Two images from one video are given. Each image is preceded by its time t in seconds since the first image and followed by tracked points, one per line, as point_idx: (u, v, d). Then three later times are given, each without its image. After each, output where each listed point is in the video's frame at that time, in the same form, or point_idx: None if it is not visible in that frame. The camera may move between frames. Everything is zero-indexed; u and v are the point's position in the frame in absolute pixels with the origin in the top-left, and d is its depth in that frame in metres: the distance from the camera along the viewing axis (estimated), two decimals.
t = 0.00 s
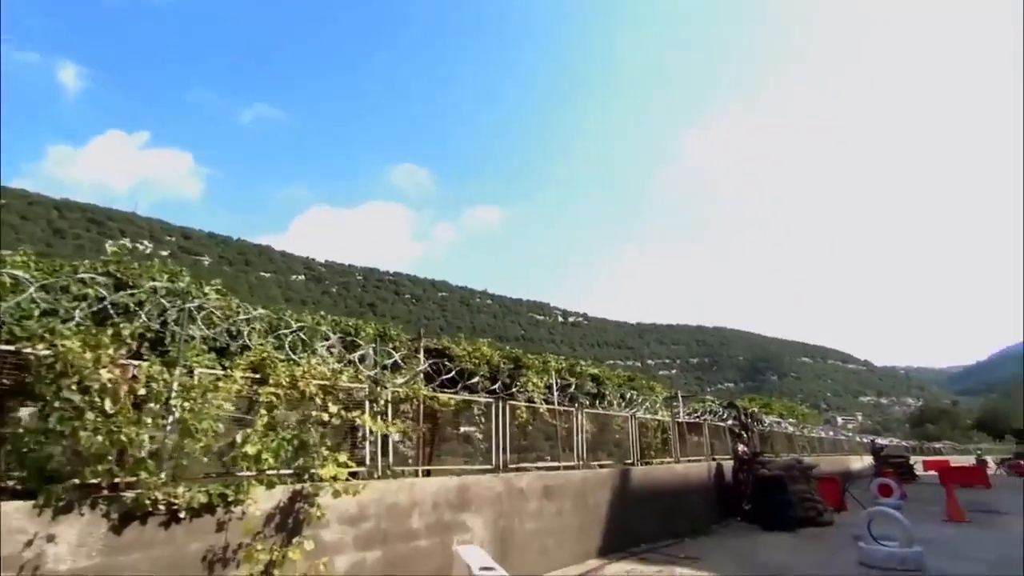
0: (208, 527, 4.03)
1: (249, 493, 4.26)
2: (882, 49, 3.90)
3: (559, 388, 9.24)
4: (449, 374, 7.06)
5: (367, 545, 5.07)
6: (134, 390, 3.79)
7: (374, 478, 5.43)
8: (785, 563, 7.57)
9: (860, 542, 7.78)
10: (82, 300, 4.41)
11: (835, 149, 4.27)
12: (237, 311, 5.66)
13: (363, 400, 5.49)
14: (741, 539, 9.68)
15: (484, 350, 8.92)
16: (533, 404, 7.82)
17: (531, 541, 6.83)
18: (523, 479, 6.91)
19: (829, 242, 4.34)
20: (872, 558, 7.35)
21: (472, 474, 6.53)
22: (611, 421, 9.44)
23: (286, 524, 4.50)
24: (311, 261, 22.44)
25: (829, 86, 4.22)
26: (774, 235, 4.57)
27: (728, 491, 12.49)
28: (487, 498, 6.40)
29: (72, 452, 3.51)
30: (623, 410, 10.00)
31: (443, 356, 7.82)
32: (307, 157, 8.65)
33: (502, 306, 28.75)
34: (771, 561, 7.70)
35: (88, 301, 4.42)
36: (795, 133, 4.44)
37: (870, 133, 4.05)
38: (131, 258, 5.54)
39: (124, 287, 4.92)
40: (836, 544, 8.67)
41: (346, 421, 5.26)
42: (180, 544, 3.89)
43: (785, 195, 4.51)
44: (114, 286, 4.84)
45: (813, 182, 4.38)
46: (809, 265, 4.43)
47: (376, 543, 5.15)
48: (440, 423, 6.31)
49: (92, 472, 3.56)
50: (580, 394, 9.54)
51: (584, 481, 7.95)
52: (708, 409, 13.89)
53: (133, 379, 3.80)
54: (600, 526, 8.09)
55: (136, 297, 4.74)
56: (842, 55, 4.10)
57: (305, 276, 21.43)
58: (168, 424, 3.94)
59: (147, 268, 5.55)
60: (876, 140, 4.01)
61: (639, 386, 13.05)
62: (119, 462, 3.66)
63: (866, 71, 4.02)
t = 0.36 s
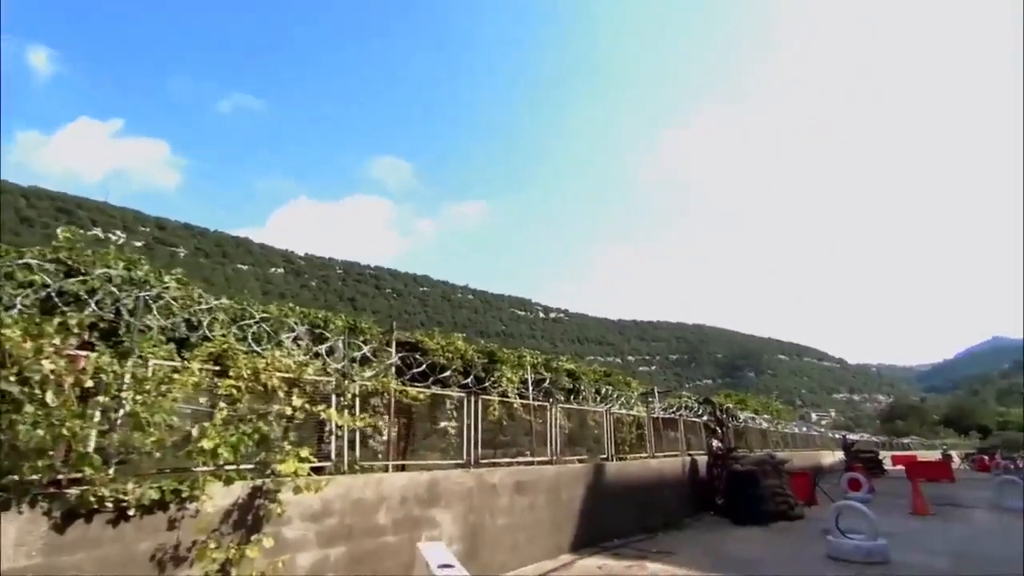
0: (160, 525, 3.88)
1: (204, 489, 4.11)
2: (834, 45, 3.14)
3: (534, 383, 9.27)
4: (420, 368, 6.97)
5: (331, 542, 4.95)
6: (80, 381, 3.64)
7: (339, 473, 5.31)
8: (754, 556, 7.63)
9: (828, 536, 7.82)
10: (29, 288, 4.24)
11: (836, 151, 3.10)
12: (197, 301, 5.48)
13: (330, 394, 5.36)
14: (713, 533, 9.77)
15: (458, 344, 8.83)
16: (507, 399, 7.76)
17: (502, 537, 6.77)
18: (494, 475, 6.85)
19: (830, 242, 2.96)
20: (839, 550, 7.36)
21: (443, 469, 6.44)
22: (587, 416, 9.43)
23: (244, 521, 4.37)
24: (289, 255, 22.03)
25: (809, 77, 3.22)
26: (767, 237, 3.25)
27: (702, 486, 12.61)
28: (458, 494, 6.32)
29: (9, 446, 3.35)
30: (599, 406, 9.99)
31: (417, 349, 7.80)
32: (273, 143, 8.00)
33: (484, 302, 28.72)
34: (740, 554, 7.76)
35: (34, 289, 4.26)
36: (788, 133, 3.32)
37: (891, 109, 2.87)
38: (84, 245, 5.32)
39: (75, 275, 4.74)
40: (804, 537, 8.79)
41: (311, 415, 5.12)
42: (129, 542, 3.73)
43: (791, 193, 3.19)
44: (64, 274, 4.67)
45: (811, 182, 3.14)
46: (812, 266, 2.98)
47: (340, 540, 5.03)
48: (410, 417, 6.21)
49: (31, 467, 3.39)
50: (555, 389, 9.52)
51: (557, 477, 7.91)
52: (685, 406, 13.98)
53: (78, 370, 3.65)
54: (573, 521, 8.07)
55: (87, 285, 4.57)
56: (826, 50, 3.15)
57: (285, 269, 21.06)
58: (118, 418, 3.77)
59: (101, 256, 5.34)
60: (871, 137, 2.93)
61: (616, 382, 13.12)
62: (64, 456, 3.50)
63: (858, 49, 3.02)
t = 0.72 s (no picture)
0: (102, 525, 3.68)
1: (151, 488, 3.93)
2: (836, 44, 3.97)
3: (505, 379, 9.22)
4: (387, 363, 6.83)
5: (290, 541, 4.80)
6: (18, 376, 3.40)
7: (299, 471, 5.14)
8: (722, 552, 7.69)
9: (794, 531, 7.94)
10: None
11: (835, 149, 4.22)
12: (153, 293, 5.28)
13: (292, 388, 5.19)
14: (684, 529, 9.83)
15: (429, 339, 8.70)
16: (478, 395, 7.67)
17: (470, 534, 6.68)
18: (463, 472, 6.76)
19: (830, 243, 4.23)
20: (803, 545, 7.41)
21: (409, 466, 6.33)
22: (559, 413, 9.39)
23: (195, 521, 4.20)
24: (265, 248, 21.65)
25: (806, 78, 4.23)
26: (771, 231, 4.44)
27: (673, 483, 12.66)
28: (424, 490, 6.21)
29: None
30: (572, 403, 9.96)
31: (386, 344, 7.69)
32: (272, 136, 8.19)
33: (462, 298, 28.55)
34: (708, 551, 7.81)
35: None
36: (786, 132, 4.42)
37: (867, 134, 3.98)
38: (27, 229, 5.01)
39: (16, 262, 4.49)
40: (772, 533, 8.90)
41: (271, 410, 4.95)
42: (68, 543, 3.53)
43: (790, 196, 4.39)
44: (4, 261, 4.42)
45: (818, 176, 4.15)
46: (810, 265, 4.29)
47: (299, 538, 4.88)
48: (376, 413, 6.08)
49: None
50: (527, 385, 9.47)
51: (527, 474, 7.85)
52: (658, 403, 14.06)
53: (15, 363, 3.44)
54: (542, 519, 8.01)
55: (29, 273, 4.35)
56: (825, 53, 4.05)
57: (260, 263, 20.55)
58: (58, 415, 3.58)
59: (46, 242, 5.05)
60: (871, 140, 3.95)
61: (589, 379, 13.13)
62: None
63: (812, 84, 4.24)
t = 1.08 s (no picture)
0: (42, 525, 3.48)
1: (97, 486, 3.73)
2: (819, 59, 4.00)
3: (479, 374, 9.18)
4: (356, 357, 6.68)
5: (248, 539, 4.63)
6: None
7: (258, 468, 4.99)
8: (692, 547, 7.72)
9: (764, 526, 8.00)
10: None
11: (835, 148, 4.04)
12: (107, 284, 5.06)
13: (253, 382, 5.04)
14: (656, 525, 9.87)
15: (401, 333, 8.57)
16: (451, 390, 7.59)
17: (439, 531, 6.57)
18: (433, 467, 6.65)
19: (830, 241, 4.21)
20: (771, 540, 7.37)
21: (377, 462, 6.20)
22: (533, 409, 9.34)
23: (145, 520, 4.01)
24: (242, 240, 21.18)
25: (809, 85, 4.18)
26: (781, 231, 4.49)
27: (647, 479, 12.67)
28: (393, 487, 6.08)
29: None
30: (547, 398, 9.92)
31: (357, 338, 7.60)
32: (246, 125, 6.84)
33: (442, 294, 28.42)
34: (679, 546, 7.83)
35: None
36: (792, 127, 4.37)
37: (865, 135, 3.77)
38: None
39: None
40: (742, 528, 8.97)
41: (230, 404, 4.76)
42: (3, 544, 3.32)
43: (790, 196, 4.52)
44: None
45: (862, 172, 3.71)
46: (809, 265, 4.30)
47: (259, 536, 4.72)
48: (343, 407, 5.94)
49: None
50: (501, 381, 9.42)
51: (499, 470, 7.78)
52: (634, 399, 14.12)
53: None
54: (514, 515, 7.95)
55: None
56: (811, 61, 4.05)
57: (237, 255, 20.07)
58: None
59: None
60: (864, 141, 3.67)
61: (565, 374, 13.14)
62: None
63: (813, 84, 4.11)
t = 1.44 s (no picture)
0: None
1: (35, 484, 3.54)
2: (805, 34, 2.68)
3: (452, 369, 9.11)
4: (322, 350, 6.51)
5: (203, 537, 4.45)
6: None
7: (213, 462, 4.82)
8: (662, 542, 7.73)
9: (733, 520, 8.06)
10: None
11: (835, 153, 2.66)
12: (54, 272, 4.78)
13: (210, 375, 4.87)
14: (628, 520, 9.88)
15: (372, 326, 8.40)
16: (421, 386, 7.48)
17: (407, 527, 6.45)
18: (401, 463, 6.51)
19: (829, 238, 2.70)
20: (741, 534, 7.41)
21: (342, 457, 6.05)
22: (507, 404, 9.25)
23: (89, 519, 3.82)
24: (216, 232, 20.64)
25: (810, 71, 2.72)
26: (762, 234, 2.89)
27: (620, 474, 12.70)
28: (359, 483, 5.93)
29: None
30: (520, 393, 9.86)
31: (326, 331, 7.42)
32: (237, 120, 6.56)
33: (421, 289, 28.11)
34: (650, 541, 7.83)
35: None
36: (782, 132, 2.85)
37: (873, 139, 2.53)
38: None
39: None
40: (712, 523, 9.03)
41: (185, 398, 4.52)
42: None
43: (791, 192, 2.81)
44: None
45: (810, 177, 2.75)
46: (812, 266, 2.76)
47: (215, 534, 4.54)
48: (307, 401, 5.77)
49: None
50: (473, 376, 9.34)
51: (469, 465, 7.68)
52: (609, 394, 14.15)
53: None
54: (485, 511, 7.86)
55: None
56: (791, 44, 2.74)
57: (210, 248, 19.54)
58: None
59: None
60: (867, 143, 2.56)
61: (540, 370, 13.12)
62: None
63: (812, 77, 2.72)
